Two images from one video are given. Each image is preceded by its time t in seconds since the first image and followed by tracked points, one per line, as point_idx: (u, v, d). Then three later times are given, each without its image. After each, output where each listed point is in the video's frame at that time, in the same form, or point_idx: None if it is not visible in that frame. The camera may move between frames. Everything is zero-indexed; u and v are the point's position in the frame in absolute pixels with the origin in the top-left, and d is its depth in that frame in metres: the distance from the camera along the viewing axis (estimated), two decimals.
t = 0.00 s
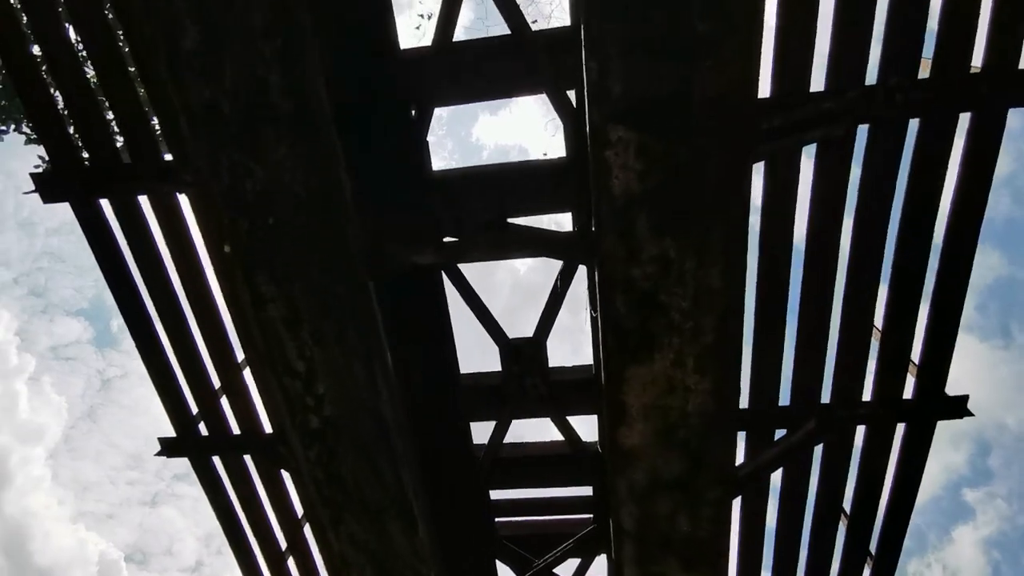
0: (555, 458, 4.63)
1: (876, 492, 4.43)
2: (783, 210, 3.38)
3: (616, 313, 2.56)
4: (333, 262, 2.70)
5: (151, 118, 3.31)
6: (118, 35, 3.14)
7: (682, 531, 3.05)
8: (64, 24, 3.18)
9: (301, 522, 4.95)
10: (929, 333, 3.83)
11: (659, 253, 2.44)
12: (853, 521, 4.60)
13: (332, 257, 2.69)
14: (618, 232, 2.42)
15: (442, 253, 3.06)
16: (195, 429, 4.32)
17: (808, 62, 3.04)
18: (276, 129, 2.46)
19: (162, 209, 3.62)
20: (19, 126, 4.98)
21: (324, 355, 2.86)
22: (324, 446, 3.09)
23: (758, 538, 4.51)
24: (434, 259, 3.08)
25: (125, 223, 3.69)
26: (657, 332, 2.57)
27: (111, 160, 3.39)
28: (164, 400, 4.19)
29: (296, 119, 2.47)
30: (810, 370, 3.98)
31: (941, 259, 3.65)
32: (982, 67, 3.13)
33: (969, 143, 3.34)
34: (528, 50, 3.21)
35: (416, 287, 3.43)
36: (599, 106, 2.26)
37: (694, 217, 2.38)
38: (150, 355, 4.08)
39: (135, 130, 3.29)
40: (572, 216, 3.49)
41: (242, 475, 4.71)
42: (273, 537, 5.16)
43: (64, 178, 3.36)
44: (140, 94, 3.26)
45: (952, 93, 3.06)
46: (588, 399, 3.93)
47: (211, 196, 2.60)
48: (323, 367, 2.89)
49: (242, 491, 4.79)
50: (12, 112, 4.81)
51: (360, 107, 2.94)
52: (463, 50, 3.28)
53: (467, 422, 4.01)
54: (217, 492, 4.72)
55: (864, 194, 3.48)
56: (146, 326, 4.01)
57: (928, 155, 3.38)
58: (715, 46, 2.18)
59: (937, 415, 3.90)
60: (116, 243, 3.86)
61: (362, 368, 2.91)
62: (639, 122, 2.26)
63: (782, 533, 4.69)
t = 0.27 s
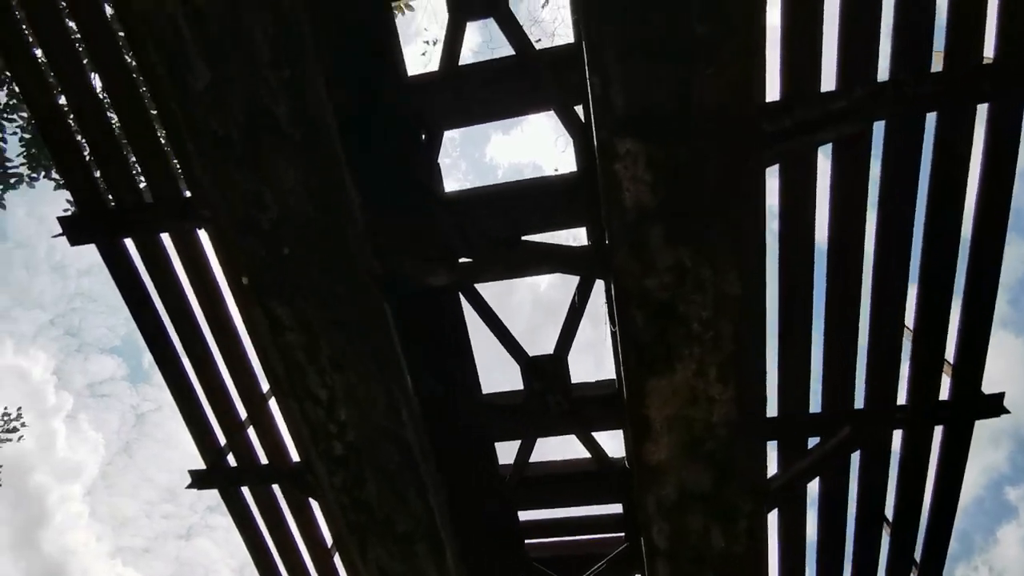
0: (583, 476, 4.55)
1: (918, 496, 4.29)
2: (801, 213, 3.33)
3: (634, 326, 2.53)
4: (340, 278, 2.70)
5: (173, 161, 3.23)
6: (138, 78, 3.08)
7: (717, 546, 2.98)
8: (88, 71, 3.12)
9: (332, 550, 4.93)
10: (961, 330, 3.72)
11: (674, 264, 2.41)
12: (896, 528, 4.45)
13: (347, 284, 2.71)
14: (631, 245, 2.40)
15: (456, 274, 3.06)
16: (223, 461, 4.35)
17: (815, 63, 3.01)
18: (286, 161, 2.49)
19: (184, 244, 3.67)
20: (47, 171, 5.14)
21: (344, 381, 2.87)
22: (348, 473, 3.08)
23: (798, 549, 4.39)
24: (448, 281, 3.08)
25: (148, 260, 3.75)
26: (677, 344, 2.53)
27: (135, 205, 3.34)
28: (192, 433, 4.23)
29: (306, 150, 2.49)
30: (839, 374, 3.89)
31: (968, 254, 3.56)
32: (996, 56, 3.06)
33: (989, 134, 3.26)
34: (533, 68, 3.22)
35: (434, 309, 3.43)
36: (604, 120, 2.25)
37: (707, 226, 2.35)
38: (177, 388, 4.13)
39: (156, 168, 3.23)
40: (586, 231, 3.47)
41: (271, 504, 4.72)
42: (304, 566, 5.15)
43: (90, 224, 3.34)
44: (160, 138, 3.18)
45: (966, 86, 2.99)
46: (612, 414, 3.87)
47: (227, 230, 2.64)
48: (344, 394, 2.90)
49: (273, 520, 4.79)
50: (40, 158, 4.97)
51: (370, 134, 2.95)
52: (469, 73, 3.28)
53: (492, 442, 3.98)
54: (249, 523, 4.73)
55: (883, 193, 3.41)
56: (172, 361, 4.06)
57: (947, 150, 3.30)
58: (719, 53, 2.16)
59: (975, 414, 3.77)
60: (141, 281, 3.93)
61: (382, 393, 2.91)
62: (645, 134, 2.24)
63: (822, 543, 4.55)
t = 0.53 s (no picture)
0: (604, 509, 4.46)
1: (952, 526, 4.15)
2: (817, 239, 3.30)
3: (652, 357, 2.50)
4: (356, 314, 2.70)
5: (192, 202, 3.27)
6: (160, 122, 3.08)
7: None
8: (112, 116, 3.08)
9: None
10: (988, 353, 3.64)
11: (690, 293, 2.39)
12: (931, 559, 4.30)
13: (363, 320, 2.72)
14: (646, 276, 2.39)
15: (471, 308, 3.05)
16: (241, 498, 4.33)
17: (825, 90, 3.01)
18: (302, 200, 2.53)
19: (203, 281, 3.69)
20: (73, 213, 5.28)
21: (361, 418, 2.85)
22: (365, 511, 3.04)
23: None
24: (464, 315, 3.08)
25: (168, 299, 3.80)
26: (696, 374, 2.49)
27: (155, 246, 3.36)
28: (210, 471, 4.22)
29: (322, 189, 2.53)
30: (864, 401, 3.81)
31: (991, 275, 3.50)
32: (1008, 77, 3.05)
33: (1006, 154, 3.23)
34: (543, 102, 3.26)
35: (450, 342, 3.42)
36: (615, 153, 2.27)
37: (723, 254, 2.33)
38: (195, 426, 4.14)
39: (176, 210, 3.24)
40: (600, 261, 3.47)
41: (289, 542, 4.67)
42: None
43: (110, 263, 3.36)
44: (181, 180, 3.20)
45: (980, 107, 2.98)
46: (632, 446, 3.81)
47: (244, 269, 2.67)
48: (361, 431, 2.88)
49: (290, 559, 4.74)
50: (68, 201, 5.12)
51: (384, 171, 2.99)
52: (480, 108, 3.34)
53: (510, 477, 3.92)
54: (267, 562, 4.68)
55: (900, 216, 3.37)
56: (190, 399, 4.08)
57: (963, 171, 3.27)
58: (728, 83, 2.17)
59: (1008, 440, 3.66)
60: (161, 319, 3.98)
61: (399, 429, 2.89)
62: (657, 165, 2.25)
63: None
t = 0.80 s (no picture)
0: (623, 550, 4.36)
1: (985, 560, 4.01)
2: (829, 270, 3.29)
3: (667, 395, 2.47)
4: (369, 358, 2.71)
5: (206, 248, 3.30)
6: (174, 170, 3.13)
7: None
8: (127, 165, 3.12)
9: None
10: (1010, 381, 3.57)
11: (703, 329, 2.37)
12: None
13: (375, 365, 2.72)
14: (658, 314, 2.38)
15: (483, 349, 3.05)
16: (253, 546, 4.26)
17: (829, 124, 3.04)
18: (314, 247, 2.56)
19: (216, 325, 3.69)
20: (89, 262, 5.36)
21: (374, 463, 2.82)
22: (380, 559, 2.98)
23: None
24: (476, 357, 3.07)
25: (182, 346, 3.83)
26: (713, 412, 2.46)
27: (167, 292, 3.34)
28: (223, 519, 4.18)
29: (333, 236, 2.57)
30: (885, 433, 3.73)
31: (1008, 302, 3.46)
32: (1011, 105, 3.07)
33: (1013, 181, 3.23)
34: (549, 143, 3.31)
35: (462, 383, 3.41)
36: (622, 193, 2.29)
37: (734, 290, 2.33)
38: (208, 473, 4.11)
39: (190, 256, 3.25)
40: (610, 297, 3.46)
41: None
42: None
43: (126, 312, 3.33)
44: (195, 226, 3.23)
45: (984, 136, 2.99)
46: (650, 484, 3.74)
47: (257, 316, 2.69)
48: (374, 477, 2.85)
49: None
50: (84, 250, 5.20)
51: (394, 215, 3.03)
52: (487, 151, 3.39)
53: (526, 519, 3.85)
54: None
55: (910, 246, 3.35)
56: (203, 446, 4.06)
57: (972, 199, 3.27)
58: (732, 122, 2.20)
59: None
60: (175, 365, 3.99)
61: (412, 473, 2.86)
62: (664, 204, 2.27)
63: None
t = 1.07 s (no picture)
0: None
1: None
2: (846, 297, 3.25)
3: (686, 429, 2.43)
4: (384, 398, 2.69)
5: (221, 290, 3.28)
6: (191, 212, 3.10)
7: None
8: (145, 208, 3.13)
9: None
10: None
11: (721, 361, 2.34)
12: None
13: (391, 404, 2.70)
14: (675, 347, 2.36)
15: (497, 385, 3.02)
16: None
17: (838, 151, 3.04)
18: (329, 288, 2.58)
19: (231, 366, 3.67)
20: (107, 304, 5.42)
21: (391, 504, 2.79)
22: None
23: None
24: (491, 394, 3.04)
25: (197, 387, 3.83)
26: (735, 446, 2.41)
27: (185, 332, 3.37)
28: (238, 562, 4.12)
29: (347, 276, 2.58)
30: (913, 462, 3.63)
31: None
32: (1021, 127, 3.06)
33: None
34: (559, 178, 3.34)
35: (478, 420, 3.37)
36: (634, 227, 2.29)
37: (750, 321, 2.30)
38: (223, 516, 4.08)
39: (206, 299, 3.24)
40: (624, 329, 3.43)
41: None
42: None
43: (143, 353, 3.38)
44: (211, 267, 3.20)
45: (997, 159, 2.98)
46: (672, 520, 3.65)
47: (273, 358, 2.69)
48: (391, 518, 2.81)
49: None
50: (102, 292, 5.27)
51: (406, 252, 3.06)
52: (498, 186, 3.42)
53: (546, 558, 3.76)
54: None
55: (929, 272, 3.30)
56: (219, 488, 4.03)
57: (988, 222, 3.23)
58: (741, 154, 2.20)
59: None
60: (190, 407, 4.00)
61: (430, 514, 2.81)
62: (677, 237, 2.27)
63: None
